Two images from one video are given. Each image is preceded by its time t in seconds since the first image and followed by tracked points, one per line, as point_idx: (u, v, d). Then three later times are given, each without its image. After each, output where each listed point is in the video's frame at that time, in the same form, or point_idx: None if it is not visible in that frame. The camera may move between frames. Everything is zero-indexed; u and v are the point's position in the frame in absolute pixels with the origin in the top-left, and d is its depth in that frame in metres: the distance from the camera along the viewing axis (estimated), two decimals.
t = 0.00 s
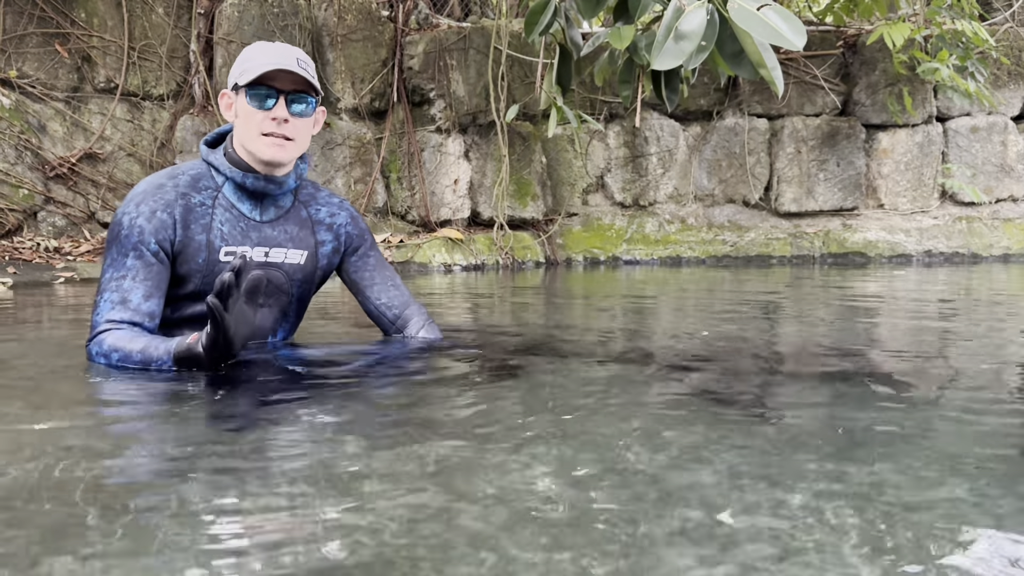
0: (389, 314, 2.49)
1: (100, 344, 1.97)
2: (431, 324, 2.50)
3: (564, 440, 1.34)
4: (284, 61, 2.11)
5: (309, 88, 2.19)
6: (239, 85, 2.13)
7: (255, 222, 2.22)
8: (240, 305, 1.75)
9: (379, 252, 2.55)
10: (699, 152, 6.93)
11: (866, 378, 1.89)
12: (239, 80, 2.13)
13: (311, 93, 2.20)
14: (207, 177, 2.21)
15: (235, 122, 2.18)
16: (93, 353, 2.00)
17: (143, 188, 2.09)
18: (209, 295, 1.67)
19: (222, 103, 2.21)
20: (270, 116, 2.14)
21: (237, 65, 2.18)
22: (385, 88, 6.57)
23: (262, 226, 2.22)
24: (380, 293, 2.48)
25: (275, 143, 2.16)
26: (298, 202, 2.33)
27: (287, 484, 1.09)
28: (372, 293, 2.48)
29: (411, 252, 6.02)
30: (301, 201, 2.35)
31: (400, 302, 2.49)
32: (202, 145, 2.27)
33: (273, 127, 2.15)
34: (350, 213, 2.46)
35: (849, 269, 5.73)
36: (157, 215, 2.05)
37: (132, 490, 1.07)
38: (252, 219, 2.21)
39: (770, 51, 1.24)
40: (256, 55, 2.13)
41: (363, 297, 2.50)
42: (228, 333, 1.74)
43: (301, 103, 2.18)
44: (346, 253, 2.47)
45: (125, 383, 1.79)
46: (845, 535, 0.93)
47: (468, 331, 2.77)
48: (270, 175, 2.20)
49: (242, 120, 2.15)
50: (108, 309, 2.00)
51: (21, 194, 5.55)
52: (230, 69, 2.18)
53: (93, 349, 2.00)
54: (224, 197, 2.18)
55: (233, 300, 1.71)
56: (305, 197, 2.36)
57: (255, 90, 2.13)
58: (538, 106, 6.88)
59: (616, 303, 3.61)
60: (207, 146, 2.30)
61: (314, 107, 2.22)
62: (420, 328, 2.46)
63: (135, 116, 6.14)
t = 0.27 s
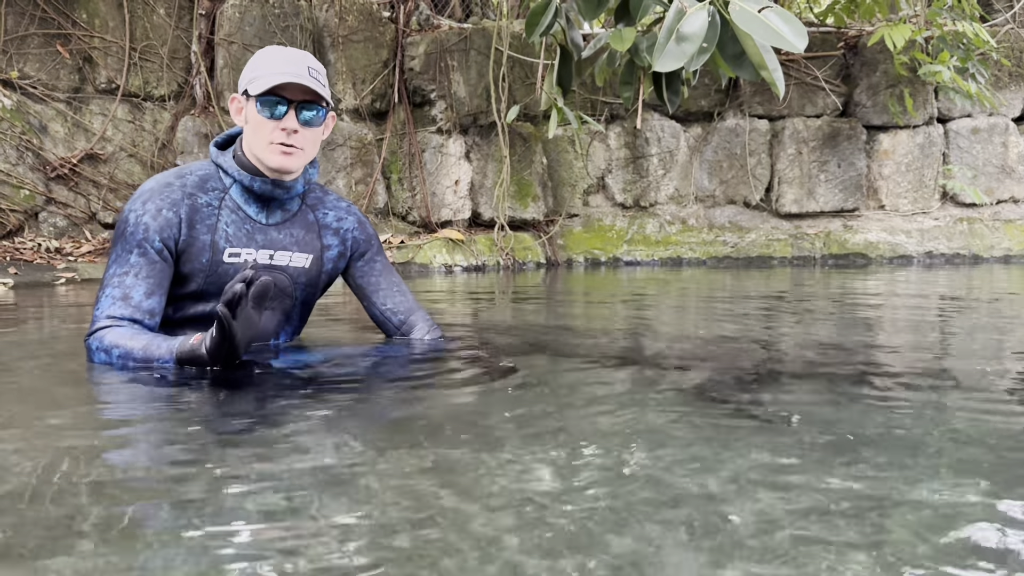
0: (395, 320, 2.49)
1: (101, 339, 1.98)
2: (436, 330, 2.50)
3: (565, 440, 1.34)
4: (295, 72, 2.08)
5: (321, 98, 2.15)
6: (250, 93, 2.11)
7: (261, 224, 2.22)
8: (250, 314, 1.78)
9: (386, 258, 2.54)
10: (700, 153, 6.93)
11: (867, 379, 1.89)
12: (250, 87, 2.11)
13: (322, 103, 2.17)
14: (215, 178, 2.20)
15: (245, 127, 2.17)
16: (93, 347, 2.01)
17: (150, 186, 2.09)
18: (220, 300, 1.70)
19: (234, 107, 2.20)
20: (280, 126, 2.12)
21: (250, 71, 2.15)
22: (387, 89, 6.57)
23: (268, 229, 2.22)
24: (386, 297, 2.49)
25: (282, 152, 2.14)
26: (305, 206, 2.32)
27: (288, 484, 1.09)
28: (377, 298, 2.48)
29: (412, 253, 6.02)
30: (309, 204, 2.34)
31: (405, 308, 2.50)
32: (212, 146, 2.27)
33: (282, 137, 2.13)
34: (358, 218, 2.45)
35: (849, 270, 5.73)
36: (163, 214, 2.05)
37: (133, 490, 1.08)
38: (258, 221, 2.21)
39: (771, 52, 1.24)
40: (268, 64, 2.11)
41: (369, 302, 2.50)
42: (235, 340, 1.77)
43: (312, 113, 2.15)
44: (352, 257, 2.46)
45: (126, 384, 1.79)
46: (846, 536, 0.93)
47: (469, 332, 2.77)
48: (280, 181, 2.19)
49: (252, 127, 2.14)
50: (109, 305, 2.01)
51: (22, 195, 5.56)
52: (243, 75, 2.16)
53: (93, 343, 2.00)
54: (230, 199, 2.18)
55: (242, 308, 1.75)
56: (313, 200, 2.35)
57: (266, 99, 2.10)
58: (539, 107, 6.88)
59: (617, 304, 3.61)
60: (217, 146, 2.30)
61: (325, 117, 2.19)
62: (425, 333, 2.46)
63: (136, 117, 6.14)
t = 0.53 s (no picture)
0: (397, 323, 2.50)
1: (105, 339, 1.99)
2: (438, 332, 2.51)
3: (566, 441, 1.35)
4: (303, 72, 2.11)
5: (327, 98, 2.18)
6: (257, 93, 2.12)
7: (266, 226, 2.22)
8: (252, 317, 1.77)
9: (389, 260, 2.54)
10: (701, 155, 6.94)
11: (867, 380, 1.90)
12: (257, 88, 2.13)
13: (328, 104, 2.20)
14: (220, 180, 2.21)
15: (251, 129, 2.17)
16: (96, 345, 2.01)
17: (156, 187, 2.10)
18: (224, 305, 1.72)
19: (239, 110, 2.21)
20: (287, 125, 2.13)
21: (255, 73, 2.17)
22: (388, 91, 6.57)
23: (273, 230, 2.23)
24: (388, 300, 2.49)
25: (289, 151, 2.15)
26: (310, 208, 2.33)
27: (291, 486, 1.10)
28: (380, 300, 2.49)
29: (413, 254, 6.03)
30: (313, 206, 2.35)
31: (407, 311, 2.50)
32: (217, 148, 2.28)
33: (289, 136, 2.14)
34: (361, 220, 2.45)
35: (850, 271, 5.74)
36: (169, 214, 2.06)
37: (136, 491, 1.08)
38: (263, 223, 2.22)
39: (771, 54, 1.24)
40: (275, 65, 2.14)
41: (372, 305, 2.50)
42: (237, 344, 1.78)
43: (319, 113, 2.17)
44: (356, 259, 2.46)
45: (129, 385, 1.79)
46: (847, 537, 0.93)
47: (469, 333, 2.77)
48: (283, 183, 2.20)
49: (259, 128, 2.15)
50: (113, 304, 2.02)
51: (24, 196, 5.58)
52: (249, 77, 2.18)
53: (97, 342, 2.01)
54: (235, 200, 2.19)
55: (247, 314, 1.75)
56: (318, 202, 2.36)
57: (273, 98, 2.12)
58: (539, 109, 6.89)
59: (618, 305, 3.61)
60: (222, 149, 2.31)
61: (331, 117, 2.21)
62: (427, 336, 2.47)
63: (137, 118, 6.15)
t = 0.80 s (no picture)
0: (396, 325, 2.50)
1: (105, 342, 2.00)
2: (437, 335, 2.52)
3: (565, 443, 1.35)
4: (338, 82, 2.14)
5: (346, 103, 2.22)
6: (288, 102, 2.10)
7: (266, 227, 2.22)
8: (252, 321, 1.77)
9: (389, 262, 2.54)
10: (701, 157, 6.95)
11: (866, 382, 1.90)
12: (286, 96, 2.10)
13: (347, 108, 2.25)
14: (219, 181, 2.21)
15: (274, 136, 2.14)
16: (97, 349, 2.03)
17: (153, 189, 2.11)
18: (224, 309, 1.71)
19: (252, 115, 2.15)
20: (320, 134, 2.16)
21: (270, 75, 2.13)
22: (388, 93, 6.56)
23: (273, 231, 2.23)
24: (388, 302, 2.50)
25: (323, 159, 2.18)
26: (310, 209, 2.33)
27: (291, 488, 1.10)
28: (380, 302, 2.49)
29: (414, 256, 6.03)
30: (314, 207, 2.35)
31: (406, 313, 2.52)
32: (215, 150, 2.28)
33: (322, 144, 2.17)
34: (361, 221, 2.46)
35: (850, 273, 5.74)
36: (167, 216, 2.06)
37: (137, 492, 1.09)
38: (263, 224, 2.22)
39: (771, 57, 1.24)
40: (301, 72, 2.13)
41: (371, 307, 2.51)
42: (237, 347, 1.78)
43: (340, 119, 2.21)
44: (356, 260, 2.47)
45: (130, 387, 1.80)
46: (845, 540, 0.93)
47: (469, 335, 2.77)
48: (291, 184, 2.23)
49: (287, 135, 2.13)
50: (112, 306, 2.03)
51: (25, 198, 5.60)
52: (266, 82, 2.13)
53: (98, 345, 2.02)
54: (235, 201, 2.19)
55: (247, 317, 1.75)
56: (318, 204, 2.37)
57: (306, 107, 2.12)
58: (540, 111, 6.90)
59: (618, 307, 3.61)
60: (219, 151, 2.31)
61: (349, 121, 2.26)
62: (426, 338, 2.49)
63: (138, 120, 6.16)
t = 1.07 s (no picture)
0: (396, 326, 2.50)
1: (105, 345, 2.00)
2: (435, 335, 2.52)
3: (565, 444, 1.35)
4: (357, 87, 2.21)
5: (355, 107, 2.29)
6: (317, 110, 2.14)
7: (267, 229, 2.23)
8: (254, 326, 1.77)
9: (388, 263, 2.54)
10: (702, 159, 6.95)
11: (866, 384, 1.90)
12: (318, 104, 2.13)
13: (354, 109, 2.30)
14: (221, 183, 2.21)
15: (300, 142, 2.16)
16: (96, 351, 2.03)
17: (155, 192, 2.10)
18: (227, 313, 1.71)
19: (277, 121, 2.14)
20: (343, 139, 2.21)
21: (293, 82, 2.14)
22: (389, 94, 6.55)
23: (274, 233, 2.24)
24: (387, 303, 2.50)
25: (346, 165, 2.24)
26: (310, 211, 2.34)
27: (291, 490, 1.10)
28: (379, 303, 2.49)
29: (414, 257, 6.03)
30: (314, 209, 2.36)
31: (406, 313, 2.52)
32: (217, 152, 2.27)
33: (344, 149, 2.23)
34: (361, 222, 2.46)
35: (852, 275, 5.73)
36: (168, 219, 2.06)
37: (137, 494, 1.09)
38: (265, 225, 2.23)
39: (770, 59, 1.25)
40: (327, 80, 2.16)
41: (370, 308, 2.51)
42: (239, 352, 1.79)
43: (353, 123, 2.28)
44: (355, 262, 2.47)
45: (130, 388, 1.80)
46: (846, 542, 0.93)
47: (469, 336, 2.77)
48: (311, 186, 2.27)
49: (315, 143, 2.17)
50: (112, 310, 2.02)
51: (26, 200, 5.60)
52: (293, 89, 2.13)
53: (97, 348, 2.02)
54: (237, 203, 2.20)
55: (249, 322, 1.75)
56: (318, 205, 2.37)
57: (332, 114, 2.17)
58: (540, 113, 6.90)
59: (618, 309, 3.62)
60: (220, 152, 2.31)
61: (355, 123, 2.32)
62: (425, 339, 2.48)
63: (139, 122, 6.17)
